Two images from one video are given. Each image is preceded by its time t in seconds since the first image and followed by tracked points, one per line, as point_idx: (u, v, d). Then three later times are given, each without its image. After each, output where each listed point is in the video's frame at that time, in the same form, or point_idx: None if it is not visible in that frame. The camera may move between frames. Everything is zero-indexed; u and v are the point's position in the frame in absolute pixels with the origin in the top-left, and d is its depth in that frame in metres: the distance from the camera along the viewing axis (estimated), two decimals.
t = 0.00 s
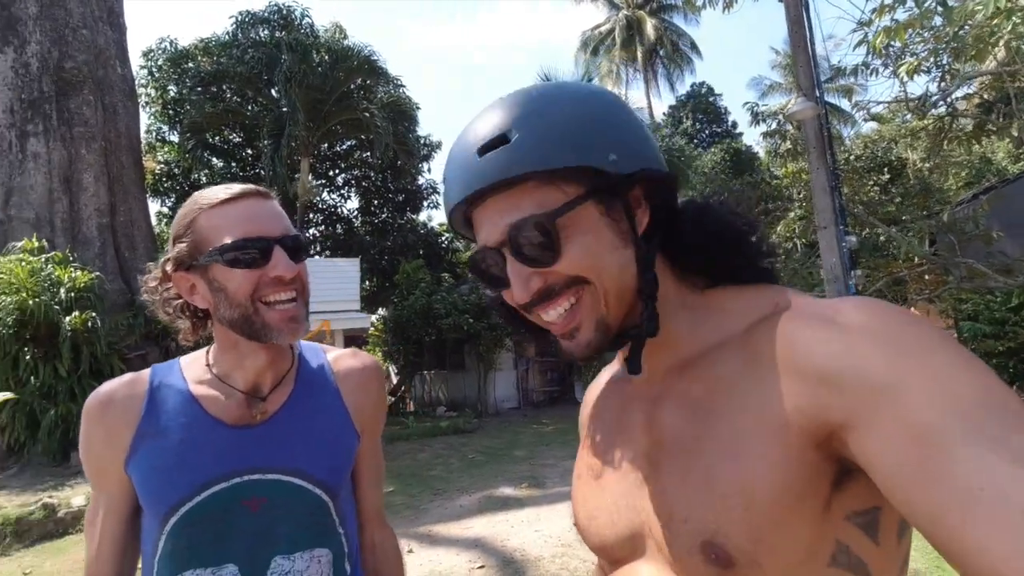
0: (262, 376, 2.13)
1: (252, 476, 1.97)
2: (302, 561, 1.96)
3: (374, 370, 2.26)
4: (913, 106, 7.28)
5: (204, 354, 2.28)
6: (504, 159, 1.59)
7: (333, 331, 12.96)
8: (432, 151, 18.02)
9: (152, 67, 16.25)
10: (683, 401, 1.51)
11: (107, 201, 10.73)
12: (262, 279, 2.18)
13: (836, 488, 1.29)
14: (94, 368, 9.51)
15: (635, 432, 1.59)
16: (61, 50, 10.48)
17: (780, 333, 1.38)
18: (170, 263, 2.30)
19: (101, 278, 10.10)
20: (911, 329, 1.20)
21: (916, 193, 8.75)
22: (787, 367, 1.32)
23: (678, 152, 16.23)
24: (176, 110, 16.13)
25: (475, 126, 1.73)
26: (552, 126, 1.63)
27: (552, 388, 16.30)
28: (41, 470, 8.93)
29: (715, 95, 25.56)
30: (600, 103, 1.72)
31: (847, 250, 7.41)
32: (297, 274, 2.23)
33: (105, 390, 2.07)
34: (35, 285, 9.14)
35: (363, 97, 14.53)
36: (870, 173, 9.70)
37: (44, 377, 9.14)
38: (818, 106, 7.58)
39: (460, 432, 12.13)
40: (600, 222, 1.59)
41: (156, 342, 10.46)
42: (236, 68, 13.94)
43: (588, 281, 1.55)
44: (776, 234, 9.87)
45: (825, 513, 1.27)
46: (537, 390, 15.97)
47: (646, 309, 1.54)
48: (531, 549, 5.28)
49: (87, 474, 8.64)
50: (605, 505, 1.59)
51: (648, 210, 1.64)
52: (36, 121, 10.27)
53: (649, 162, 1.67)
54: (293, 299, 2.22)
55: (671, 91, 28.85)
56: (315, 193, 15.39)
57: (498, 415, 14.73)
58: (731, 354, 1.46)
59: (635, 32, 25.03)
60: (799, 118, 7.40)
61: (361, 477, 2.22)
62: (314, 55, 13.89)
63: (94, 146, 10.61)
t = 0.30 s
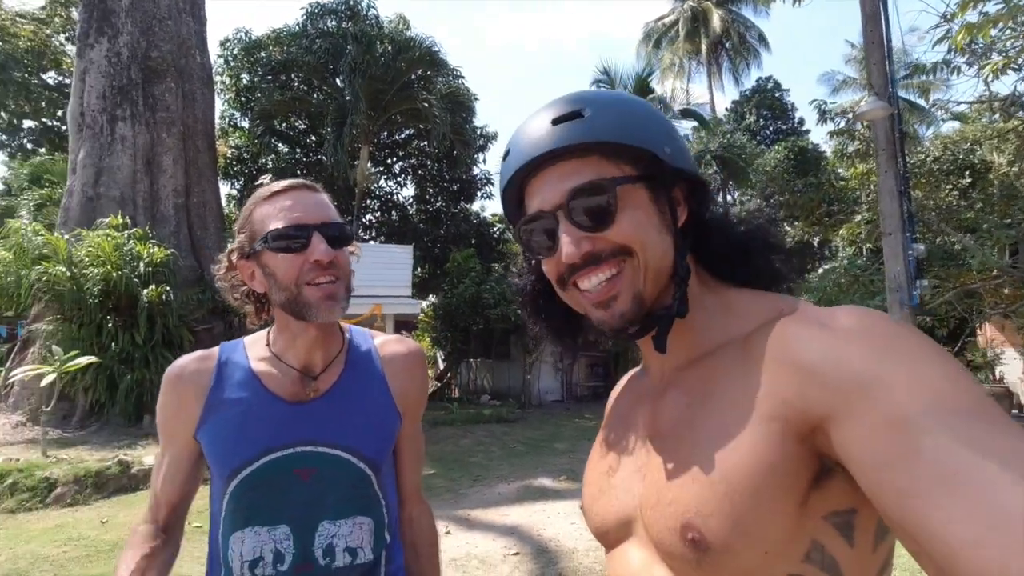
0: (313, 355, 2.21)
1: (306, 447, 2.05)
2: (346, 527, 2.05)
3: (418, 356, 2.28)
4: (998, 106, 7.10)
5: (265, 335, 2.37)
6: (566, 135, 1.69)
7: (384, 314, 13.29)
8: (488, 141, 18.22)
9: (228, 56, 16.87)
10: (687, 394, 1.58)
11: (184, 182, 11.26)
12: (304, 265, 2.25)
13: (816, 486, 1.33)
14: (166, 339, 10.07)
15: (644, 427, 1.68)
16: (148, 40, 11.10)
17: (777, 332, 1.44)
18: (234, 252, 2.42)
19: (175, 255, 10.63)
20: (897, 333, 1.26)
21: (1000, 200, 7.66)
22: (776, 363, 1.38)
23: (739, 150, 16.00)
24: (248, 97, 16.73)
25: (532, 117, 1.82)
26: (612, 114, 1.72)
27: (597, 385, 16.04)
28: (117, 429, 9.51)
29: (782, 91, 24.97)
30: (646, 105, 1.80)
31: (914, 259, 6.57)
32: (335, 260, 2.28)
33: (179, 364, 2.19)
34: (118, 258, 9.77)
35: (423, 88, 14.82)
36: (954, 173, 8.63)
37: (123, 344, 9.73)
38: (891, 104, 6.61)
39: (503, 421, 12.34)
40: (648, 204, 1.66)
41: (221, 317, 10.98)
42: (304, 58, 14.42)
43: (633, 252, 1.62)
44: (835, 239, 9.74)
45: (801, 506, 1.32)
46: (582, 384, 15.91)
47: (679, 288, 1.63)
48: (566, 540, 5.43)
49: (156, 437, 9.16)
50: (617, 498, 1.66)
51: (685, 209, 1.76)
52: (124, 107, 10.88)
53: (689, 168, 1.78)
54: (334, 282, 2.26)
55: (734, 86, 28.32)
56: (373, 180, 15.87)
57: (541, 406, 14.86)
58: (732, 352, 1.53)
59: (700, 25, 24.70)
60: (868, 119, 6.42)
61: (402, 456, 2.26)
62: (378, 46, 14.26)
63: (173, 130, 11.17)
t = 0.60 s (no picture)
0: (353, 357, 2.18)
1: (347, 443, 2.03)
2: (379, 521, 2.01)
3: (450, 359, 2.28)
4: None
5: (310, 338, 2.33)
6: (599, 147, 1.74)
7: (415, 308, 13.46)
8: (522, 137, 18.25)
9: (271, 51, 17.18)
10: (705, 406, 1.59)
11: (226, 173, 11.54)
12: (348, 275, 2.19)
13: (829, 501, 1.35)
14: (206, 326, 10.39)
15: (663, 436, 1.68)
16: (196, 35, 11.35)
17: (795, 349, 1.46)
18: (278, 263, 2.37)
19: (217, 245, 10.90)
20: (909, 353, 1.29)
21: None
22: (792, 379, 1.40)
23: (780, 149, 15.71)
24: (289, 91, 17.03)
25: (569, 128, 1.85)
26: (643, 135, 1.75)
27: (625, 384, 15.90)
28: (159, 410, 9.82)
29: (825, 88, 24.46)
30: (680, 125, 1.83)
31: (958, 268, 6.44)
32: (375, 268, 2.22)
33: (235, 358, 2.16)
34: (164, 246, 10.07)
35: (459, 83, 14.92)
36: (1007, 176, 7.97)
37: (166, 329, 10.07)
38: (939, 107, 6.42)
39: (530, 417, 12.42)
40: (670, 220, 1.71)
41: (259, 306, 11.29)
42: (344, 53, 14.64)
43: (648, 264, 1.66)
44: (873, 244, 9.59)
45: (814, 519, 1.32)
46: (609, 383, 15.89)
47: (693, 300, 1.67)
48: (588, 539, 5.47)
49: (195, 419, 9.43)
50: (632, 509, 1.64)
51: (708, 225, 1.78)
52: (172, 100, 11.14)
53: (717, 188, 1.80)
54: (375, 290, 2.22)
55: (776, 82, 27.86)
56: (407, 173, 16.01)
57: (568, 404, 14.92)
58: (749, 367, 1.55)
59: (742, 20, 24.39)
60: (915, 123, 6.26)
61: (433, 454, 2.25)
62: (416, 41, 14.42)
63: (218, 123, 11.44)
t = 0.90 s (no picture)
0: (364, 364, 2.18)
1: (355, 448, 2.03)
2: (390, 523, 2.02)
3: (456, 367, 2.29)
4: None
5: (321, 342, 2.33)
6: (594, 180, 1.75)
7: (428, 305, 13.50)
8: (536, 135, 18.25)
9: (288, 47, 17.31)
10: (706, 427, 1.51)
11: (243, 169, 11.64)
12: (366, 284, 2.23)
13: (827, 534, 1.26)
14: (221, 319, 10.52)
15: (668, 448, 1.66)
16: (215, 32, 11.44)
17: (799, 372, 1.39)
18: (297, 268, 2.39)
19: (233, 240, 10.98)
20: (920, 384, 1.21)
21: None
22: (795, 403, 1.33)
23: (796, 148, 15.60)
24: (306, 87, 17.13)
25: (593, 147, 1.86)
26: (648, 159, 1.73)
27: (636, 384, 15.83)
28: (175, 403, 9.94)
29: (843, 86, 24.21)
30: (698, 151, 1.73)
31: (977, 273, 6.37)
32: (395, 279, 2.27)
33: (245, 364, 2.16)
34: (181, 241, 10.16)
35: (474, 81, 14.96)
36: None
37: (182, 323, 10.19)
38: (960, 109, 6.36)
39: (540, 415, 12.42)
40: (629, 247, 1.67)
41: (273, 301, 11.39)
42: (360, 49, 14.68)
43: (600, 293, 1.68)
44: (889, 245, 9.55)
45: (812, 551, 1.25)
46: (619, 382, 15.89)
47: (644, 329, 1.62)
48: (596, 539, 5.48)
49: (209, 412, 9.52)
50: (634, 525, 1.60)
51: (677, 250, 1.65)
52: (190, 96, 11.24)
53: (689, 213, 1.66)
54: (392, 299, 2.26)
55: (794, 80, 27.69)
56: (421, 170, 16.04)
57: (578, 402, 14.91)
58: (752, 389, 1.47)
59: (761, 17, 24.24)
60: (936, 125, 6.19)
61: (439, 459, 2.26)
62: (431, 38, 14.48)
63: (235, 119, 11.54)
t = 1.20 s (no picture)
0: (364, 366, 2.18)
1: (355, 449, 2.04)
2: (389, 526, 2.02)
3: (456, 369, 2.30)
4: None
5: (322, 344, 2.33)
6: (599, 193, 1.76)
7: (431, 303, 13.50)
8: (540, 134, 18.24)
9: (293, 45, 17.34)
10: (704, 430, 1.51)
11: (247, 167, 11.67)
12: (368, 288, 2.23)
13: (821, 539, 1.27)
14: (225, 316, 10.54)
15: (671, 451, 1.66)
16: (220, 30, 11.47)
17: (797, 378, 1.39)
18: (299, 269, 2.38)
19: (237, 237, 11.01)
20: (918, 394, 1.21)
21: None
22: (793, 410, 1.32)
23: (801, 148, 15.56)
24: (311, 85, 17.15)
25: (599, 160, 1.86)
26: (650, 169, 1.73)
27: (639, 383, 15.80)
28: (179, 400, 9.97)
29: (848, 86, 24.13)
30: (701, 160, 1.72)
31: (982, 275, 6.33)
32: (398, 283, 2.28)
33: (246, 367, 2.16)
34: (185, 238, 10.18)
35: (477, 79, 15.06)
36: None
37: (187, 320, 10.21)
38: (966, 110, 6.34)
39: (543, 414, 12.43)
40: (622, 253, 1.70)
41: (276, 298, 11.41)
42: (364, 48, 14.66)
43: (596, 300, 1.73)
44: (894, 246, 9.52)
45: (808, 555, 1.26)
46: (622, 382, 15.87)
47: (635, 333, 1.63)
48: (597, 539, 5.48)
49: (213, 408, 9.55)
50: (637, 523, 1.60)
51: (666, 253, 1.65)
52: (195, 93, 11.26)
53: (678, 217, 1.66)
54: (394, 303, 2.27)
55: (799, 79, 27.64)
56: (425, 169, 16.06)
57: (581, 401, 14.91)
58: (752, 395, 1.46)
59: (766, 16, 24.20)
60: (941, 126, 6.18)
61: (439, 461, 2.26)
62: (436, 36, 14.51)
63: (240, 117, 11.57)
